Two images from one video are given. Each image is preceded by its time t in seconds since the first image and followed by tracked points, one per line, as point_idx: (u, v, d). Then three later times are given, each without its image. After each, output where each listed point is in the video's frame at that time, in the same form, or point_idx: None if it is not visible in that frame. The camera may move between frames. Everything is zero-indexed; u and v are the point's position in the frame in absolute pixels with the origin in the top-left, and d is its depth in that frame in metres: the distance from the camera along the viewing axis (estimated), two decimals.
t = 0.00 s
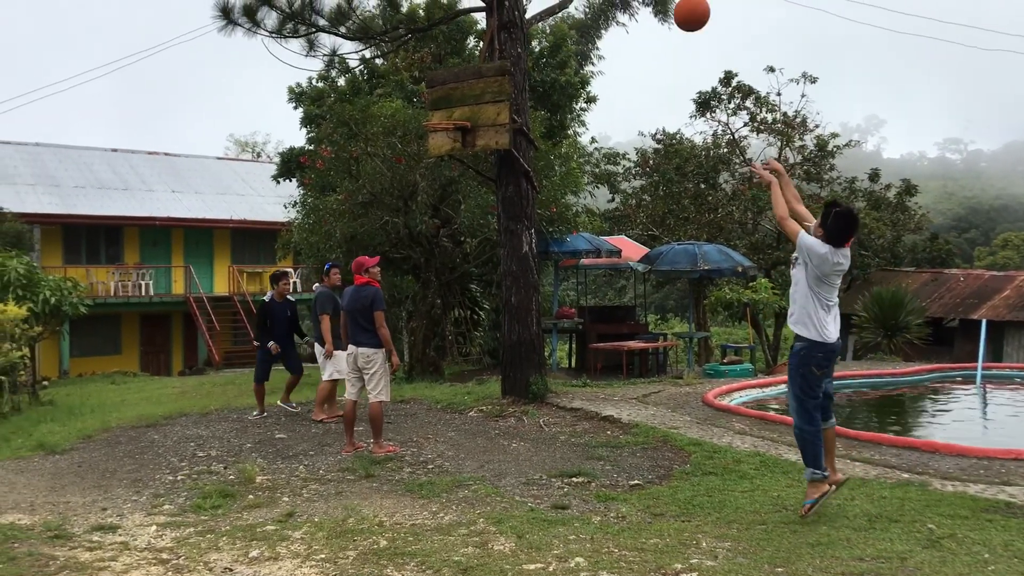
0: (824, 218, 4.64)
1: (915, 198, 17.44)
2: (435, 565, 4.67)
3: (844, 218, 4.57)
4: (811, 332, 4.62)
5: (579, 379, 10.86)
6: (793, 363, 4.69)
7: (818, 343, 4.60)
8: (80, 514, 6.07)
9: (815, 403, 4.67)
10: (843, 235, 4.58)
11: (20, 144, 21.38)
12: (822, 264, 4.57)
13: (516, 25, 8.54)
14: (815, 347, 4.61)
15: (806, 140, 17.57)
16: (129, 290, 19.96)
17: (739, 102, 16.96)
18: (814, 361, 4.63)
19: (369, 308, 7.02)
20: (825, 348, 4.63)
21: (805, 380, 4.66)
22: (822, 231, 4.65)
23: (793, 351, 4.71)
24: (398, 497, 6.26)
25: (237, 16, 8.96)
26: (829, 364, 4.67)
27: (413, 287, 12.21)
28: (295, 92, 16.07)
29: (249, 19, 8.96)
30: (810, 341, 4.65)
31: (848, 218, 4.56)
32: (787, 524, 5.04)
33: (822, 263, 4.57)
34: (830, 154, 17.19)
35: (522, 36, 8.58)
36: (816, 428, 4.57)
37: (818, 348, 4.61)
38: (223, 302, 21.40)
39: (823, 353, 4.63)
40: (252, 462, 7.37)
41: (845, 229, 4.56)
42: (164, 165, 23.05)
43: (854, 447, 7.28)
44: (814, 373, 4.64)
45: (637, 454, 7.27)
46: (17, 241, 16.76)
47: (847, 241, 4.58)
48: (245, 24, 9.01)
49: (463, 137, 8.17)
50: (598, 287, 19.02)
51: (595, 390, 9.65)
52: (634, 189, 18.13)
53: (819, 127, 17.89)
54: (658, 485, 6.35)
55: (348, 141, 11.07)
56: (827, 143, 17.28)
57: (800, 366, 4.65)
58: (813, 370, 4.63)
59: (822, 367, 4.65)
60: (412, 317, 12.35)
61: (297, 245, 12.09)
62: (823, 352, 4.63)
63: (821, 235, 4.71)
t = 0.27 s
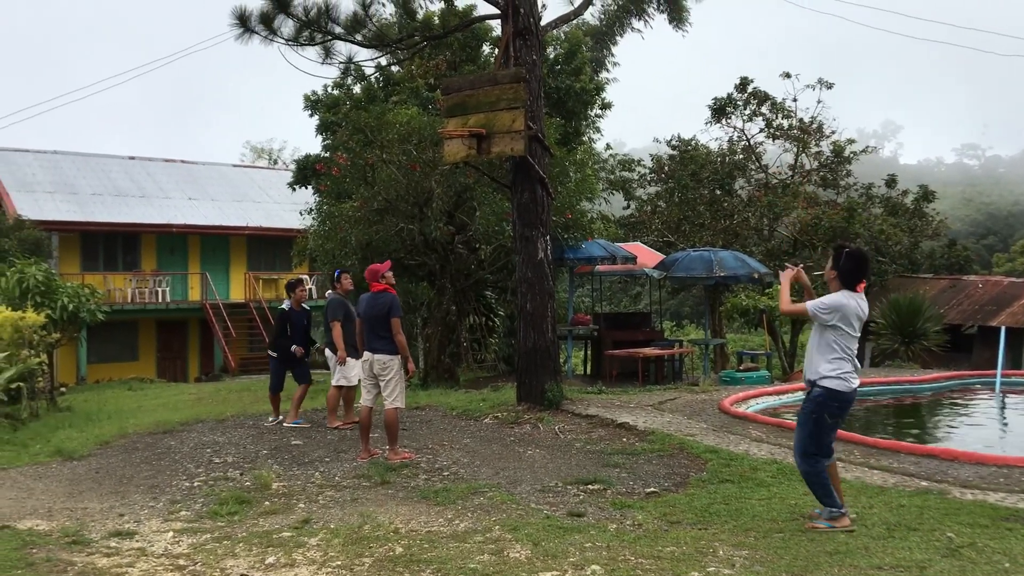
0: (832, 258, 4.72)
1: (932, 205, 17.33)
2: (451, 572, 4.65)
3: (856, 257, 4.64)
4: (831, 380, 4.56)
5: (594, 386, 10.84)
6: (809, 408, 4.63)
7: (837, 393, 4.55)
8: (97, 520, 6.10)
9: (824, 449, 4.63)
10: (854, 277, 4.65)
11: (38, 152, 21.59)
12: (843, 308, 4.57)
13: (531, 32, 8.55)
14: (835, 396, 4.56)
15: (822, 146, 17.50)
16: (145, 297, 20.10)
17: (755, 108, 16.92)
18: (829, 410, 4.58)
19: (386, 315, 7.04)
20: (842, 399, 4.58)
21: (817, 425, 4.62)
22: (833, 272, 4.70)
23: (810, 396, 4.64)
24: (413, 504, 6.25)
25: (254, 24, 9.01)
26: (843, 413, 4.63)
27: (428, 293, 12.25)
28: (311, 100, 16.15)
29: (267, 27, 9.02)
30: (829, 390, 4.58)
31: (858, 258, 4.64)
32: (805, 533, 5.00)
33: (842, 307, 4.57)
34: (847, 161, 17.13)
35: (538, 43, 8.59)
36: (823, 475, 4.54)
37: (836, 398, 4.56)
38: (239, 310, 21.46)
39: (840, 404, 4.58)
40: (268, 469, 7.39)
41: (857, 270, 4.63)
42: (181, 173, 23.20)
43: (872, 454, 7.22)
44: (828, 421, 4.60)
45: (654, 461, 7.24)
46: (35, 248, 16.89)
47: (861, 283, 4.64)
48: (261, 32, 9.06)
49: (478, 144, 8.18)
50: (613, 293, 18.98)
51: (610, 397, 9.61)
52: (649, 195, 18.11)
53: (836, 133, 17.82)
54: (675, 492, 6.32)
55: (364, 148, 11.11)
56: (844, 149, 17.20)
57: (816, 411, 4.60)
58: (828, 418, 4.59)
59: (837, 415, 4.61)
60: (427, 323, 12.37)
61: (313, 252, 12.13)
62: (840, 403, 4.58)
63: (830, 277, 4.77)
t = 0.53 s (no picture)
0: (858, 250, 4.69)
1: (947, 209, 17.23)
2: None
3: (885, 250, 4.62)
4: (851, 376, 4.59)
5: (606, 390, 10.83)
6: (832, 407, 4.67)
7: (858, 390, 4.57)
8: (112, 523, 6.13)
9: (852, 450, 4.63)
10: (881, 272, 4.63)
11: (53, 156, 21.76)
12: (874, 307, 4.53)
13: (544, 37, 8.55)
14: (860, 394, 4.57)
15: (836, 150, 17.45)
16: (158, 300, 20.20)
17: (768, 112, 16.87)
18: (852, 407, 4.60)
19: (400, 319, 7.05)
20: (865, 395, 4.58)
21: (842, 424, 4.64)
22: (860, 265, 4.66)
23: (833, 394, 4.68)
24: (426, 508, 6.26)
25: (268, 30, 9.06)
26: (869, 411, 4.62)
27: (440, 297, 12.26)
28: (325, 104, 16.22)
29: (281, 32, 9.06)
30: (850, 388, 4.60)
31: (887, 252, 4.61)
32: (819, 538, 4.97)
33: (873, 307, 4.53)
34: (860, 165, 17.06)
35: (550, 47, 8.59)
36: (849, 474, 4.53)
37: (857, 395, 4.57)
38: (252, 313, 21.55)
39: (863, 401, 4.58)
40: (281, 472, 7.41)
41: (886, 264, 4.60)
42: (194, 177, 23.33)
43: (887, 460, 7.17)
44: (853, 419, 4.61)
45: (667, 466, 7.22)
46: (50, 252, 17.00)
47: (890, 277, 4.62)
48: (275, 37, 9.10)
49: (491, 148, 8.19)
50: (625, 297, 18.95)
51: (623, 401, 9.59)
52: (662, 199, 18.09)
53: (849, 136, 17.75)
54: (688, 498, 6.29)
55: (376, 152, 11.14)
56: (857, 153, 17.13)
57: (839, 410, 4.63)
58: (851, 416, 4.60)
59: (863, 413, 4.61)
60: (439, 327, 12.41)
61: (326, 256, 12.16)
62: (865, 401, 4.58)
63: (856, 272, 4.72)
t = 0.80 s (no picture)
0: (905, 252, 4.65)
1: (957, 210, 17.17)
2: None
3: (932, 251, 4.56)
4: (896, 382, 4.58)
5: (614, 392, 10.81)
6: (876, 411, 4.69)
7: (900, 395, 4.56)
8: (121, 523, 6.14)
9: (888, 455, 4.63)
10: (929, 273, 4.57)
11: (63, 157, 21.86)
12: (918, 311, 4.49)
13: (552, 38, 8.57)
14: (903, 400, 4.55)
15: (845, 151, 17.41)
16: (167, 301, 20.28)
17: (777, 112, 16.83)
18: (894, 412, 4.60)
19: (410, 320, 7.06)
20: (909, 402, 4.55)
21: (884, 429, 4.63)
22: (907, 268, 4.62)
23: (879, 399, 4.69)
24: (434, 509, 6.26)
25: (276, 31, 9.08)
26: (914, 419, 4.58)
27: (448, 298, 12.27)
28: (333, 105, 16.24)
29: (289, 33, 9.08)
30: (894, 393, 4.59)
31: (934, 253, 4.54)
32: (829, 540, 4.95)
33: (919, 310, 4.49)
34: (870, 166, 17.00)
35: (558, 48, 8.60)
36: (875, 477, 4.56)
37: (899, 400, 4.57)
38: (260, 314, 21.58)
39: (906, 408, 4.56)
40: (289, 472, 7.42)
41: (934, 267, 4.54)
42: (203, 178, 23.40)
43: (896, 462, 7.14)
44: (894, 425, 4.60)
45: (675, 467, 7.21)
46: (59, 252, 17.07)
47: (938, 279, 4.56)
48: (284, 39, 9.12)
49: (499, 149, 8.18)
50: (633, 298, 18.92)
51: (631, 403, 9.57)
52: (670, 201, 18.07)
53: (859, 137, 17.71)
54: (697, 499, 6.28)
55: (383, 154, 11.08)
56: (867, 154, 17.07)
57: (881, 414, 4.65)
58: (892, 421, 4.60)
59: (907, 421, 4.58)
60: (447, 328, 12.43)
61: (334, 257, 12.18)
62: (908, 408, 4.56)
63: (904, 275, 4.69)
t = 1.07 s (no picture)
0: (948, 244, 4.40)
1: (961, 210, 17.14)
2: None
3: (978, 243, 4.32)
4: (946, 376, 4.23)
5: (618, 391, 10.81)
6: (921, 403, 4.32)
7: (951, 390, 4.21)
8: (125, 521, 6.15)
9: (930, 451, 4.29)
10: (975, 266, 4.32)
11: (67, 156, 21.88)
12: (962, 303, 4.21)
13: (556, 37, 8.55)
14: (949, 395, 4.22)
15: (849, 150, 17.39)
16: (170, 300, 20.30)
17: (781, 112, 16.81)
18: (944, 408, 4.24)
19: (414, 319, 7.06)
20: (959, 397, 4.22)
21: (929, 424, 4.28)
22: (953, 260, 4.35)
23: (924, 391, 4.33)
24: (437, 508, 6.25)
25: (281, 30, 9.08)
26: (961, 414, 4.27)
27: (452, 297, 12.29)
28: (337, 104, 16.24)
29: (293, 33, 9.08)
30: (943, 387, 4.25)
31: (981, 246, 4.30)
32: (833, 540, 4.94)
33: (967, 302, 4.21)
34: (874, 165, 16.98)
35: (562, 47, 8.59)
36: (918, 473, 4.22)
37: (950, 395, 4.22)
38: (264, 313, 21.60)
39: (955, 403, 4.22)
40: (293, 471, 7.42)
41: (980, 258, 4.30)
42: (207, 177, 23.42)
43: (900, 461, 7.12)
44: (940, 420, 4.25)
45: (679, 467, 7.20)
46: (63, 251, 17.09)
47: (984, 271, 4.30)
48: (288, 38, 9.13)
49: (504, 148, 8.20)
50: (636, 298, 18.92)
51: (635, 402, 9.56)
52: (674, 200, 18.06)
53: (863, 137, 17.69)
54: (700, 499, 6.27)
55: (387, 152, 11.12)
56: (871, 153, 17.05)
57: (927, 408, 4.28)
58: (942, 416, 4.24)
59: (954, 416, 4.26)
60: (450, 327, 12.45)
61: (337, 256, 12.20)
62: (958, 403, 4.23)
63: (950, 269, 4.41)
